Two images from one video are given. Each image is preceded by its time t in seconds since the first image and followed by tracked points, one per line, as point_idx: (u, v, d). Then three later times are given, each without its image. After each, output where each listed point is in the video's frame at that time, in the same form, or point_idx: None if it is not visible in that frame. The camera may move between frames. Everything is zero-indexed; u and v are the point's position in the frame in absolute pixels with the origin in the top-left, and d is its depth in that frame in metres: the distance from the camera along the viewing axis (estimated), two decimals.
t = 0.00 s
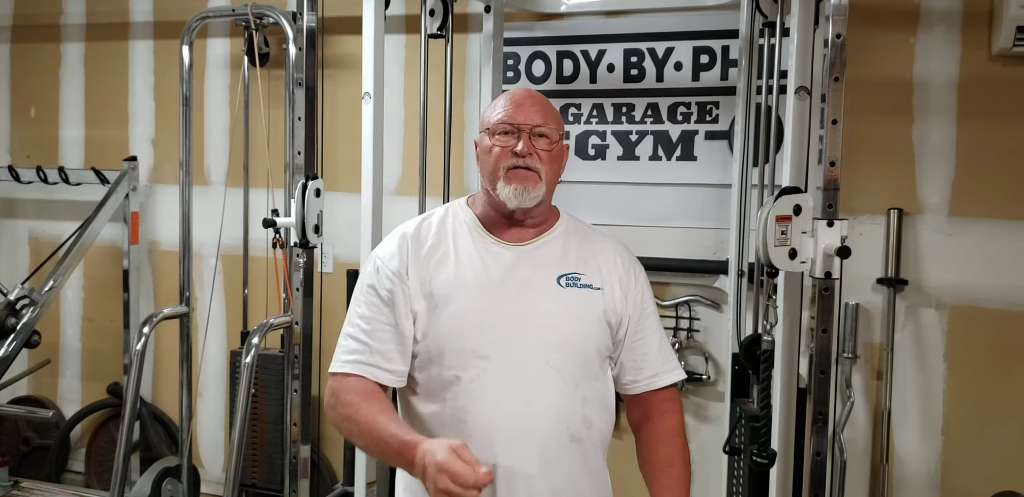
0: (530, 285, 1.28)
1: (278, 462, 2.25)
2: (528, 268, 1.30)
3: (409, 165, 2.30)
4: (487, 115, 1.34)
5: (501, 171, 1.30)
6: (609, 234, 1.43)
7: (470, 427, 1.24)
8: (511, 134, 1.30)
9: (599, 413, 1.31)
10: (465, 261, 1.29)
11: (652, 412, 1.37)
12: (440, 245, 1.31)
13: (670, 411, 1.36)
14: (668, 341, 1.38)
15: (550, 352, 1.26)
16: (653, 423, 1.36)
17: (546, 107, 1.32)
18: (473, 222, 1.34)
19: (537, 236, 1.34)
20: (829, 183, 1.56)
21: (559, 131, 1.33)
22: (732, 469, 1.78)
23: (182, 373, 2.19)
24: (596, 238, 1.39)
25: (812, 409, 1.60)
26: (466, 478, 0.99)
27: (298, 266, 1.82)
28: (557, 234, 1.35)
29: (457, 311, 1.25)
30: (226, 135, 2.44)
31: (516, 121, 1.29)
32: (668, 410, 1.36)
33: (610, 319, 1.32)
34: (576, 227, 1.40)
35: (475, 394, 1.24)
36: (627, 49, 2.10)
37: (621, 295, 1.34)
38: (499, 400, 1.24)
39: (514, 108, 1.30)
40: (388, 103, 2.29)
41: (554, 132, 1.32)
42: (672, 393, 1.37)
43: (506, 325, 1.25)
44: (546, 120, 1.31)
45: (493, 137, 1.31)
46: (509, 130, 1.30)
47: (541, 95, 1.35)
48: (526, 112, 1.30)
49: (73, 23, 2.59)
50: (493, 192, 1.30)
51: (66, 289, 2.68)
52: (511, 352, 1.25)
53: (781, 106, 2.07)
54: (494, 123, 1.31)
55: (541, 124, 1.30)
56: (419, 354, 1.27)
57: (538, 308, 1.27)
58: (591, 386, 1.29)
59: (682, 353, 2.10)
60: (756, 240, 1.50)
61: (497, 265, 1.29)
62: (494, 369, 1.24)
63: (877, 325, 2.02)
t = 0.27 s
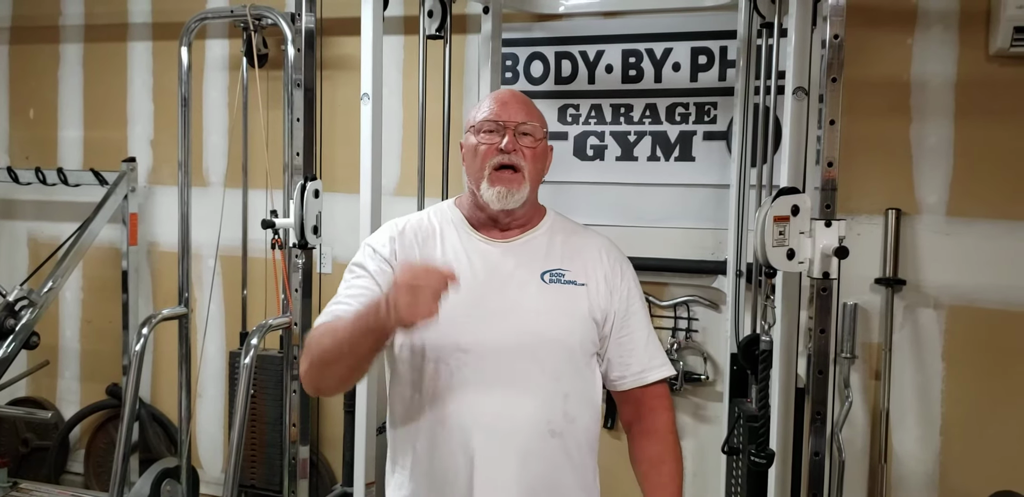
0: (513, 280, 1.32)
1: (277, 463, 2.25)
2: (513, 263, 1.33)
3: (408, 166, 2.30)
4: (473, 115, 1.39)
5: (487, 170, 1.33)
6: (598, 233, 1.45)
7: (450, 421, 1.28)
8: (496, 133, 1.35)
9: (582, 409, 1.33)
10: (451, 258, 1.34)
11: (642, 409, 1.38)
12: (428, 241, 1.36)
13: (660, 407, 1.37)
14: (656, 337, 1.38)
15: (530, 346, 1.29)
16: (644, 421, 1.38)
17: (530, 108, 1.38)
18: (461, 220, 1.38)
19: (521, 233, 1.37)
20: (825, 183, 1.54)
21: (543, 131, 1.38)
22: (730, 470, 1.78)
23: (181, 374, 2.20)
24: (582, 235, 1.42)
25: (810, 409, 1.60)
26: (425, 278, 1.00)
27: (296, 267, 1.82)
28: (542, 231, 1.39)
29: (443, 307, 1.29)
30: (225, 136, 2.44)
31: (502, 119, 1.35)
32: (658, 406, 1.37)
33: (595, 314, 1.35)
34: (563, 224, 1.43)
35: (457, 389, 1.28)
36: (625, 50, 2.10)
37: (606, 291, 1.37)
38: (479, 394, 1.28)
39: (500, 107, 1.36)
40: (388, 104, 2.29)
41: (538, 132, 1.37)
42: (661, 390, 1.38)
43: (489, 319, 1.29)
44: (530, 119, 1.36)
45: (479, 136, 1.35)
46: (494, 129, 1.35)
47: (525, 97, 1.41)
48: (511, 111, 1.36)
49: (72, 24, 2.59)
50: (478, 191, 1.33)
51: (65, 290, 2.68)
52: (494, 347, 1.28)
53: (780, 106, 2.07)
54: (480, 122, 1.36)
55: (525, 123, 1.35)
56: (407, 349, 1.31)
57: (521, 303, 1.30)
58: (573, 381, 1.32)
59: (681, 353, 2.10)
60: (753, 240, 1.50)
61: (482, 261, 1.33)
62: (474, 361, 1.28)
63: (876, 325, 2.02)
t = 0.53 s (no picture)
0: (502, 276, 1.33)
1: (276, 463, 2.25)
2: (501, 259, 1.34)
3: (406, 166, 2.30)
4: (456, 122, 1.33)
5: (472, 183, 1.30)
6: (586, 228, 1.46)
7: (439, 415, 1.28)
8: (481, 144, 1.30)
9: (572, 404, 1.33)
10: (440, 255, 1.35)
11: (629, 402, 1.39)
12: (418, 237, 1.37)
13: (646, 399, 1.38)
14: (644, 330, 1.40)
15: (519, 341, 1.30)
16: (632, 414, 1.38)
17: (515, 114, 1.32)
18: (449, 218, 1.38)
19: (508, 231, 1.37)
20: (825, 183, 1.56)
21: (528, 137, 1.33)
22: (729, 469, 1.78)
23: (180, 374, 2.20)
24: (569, 230, 1.43)
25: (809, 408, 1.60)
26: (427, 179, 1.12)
27: (295, 267, 1.82)
28: (529, 228, 1.39)
29: (430, 301, 1.30)
30: (223, 136, 2.44)
31: (485, 130, 1.29)
32: (645, 398, 1.38)
33: (583, 308, 1.36)
34: (551, 220, 1.44)
35: (447, 383, 1.28)
36: (623, 49, 2.10)
37: (594, 285, 1.38)
38: (468, 388, 1.28)
39: (483, 116, 1.30)
40: (386, 104, 2.29)
41: (523, 139, 1.33)
42: (648, 382, 1.39)
43: (478, 314, 1.30)
44: (515, 128, 1.31)
45: (463, 146, 1.31)
46: (478, 140, 1.30)
47: (510, 99, 1.35)
48: (495, 119, 1.30)
49: (70, 24, 2.59)
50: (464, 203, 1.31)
51: (64, 291, 2.68)
52: (481, 339, 1.29)
53: (778, 106, 2.07)
54: (463, 132, 1.31)
55: (510, 132, 1.30)
56: (398, 345, 1.32)
57: (510, 298, 1.31)
58: (563, 376, 1.32)
59: (679, 353, 2.11)
60: (752, 240, 1.50)
61: (471, 257, 1.34)
62: (463, 357, 1.28)
63: (874, 324, 2.02)
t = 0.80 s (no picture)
0: (493, 281, 1.32)
1: (275, 463, 2.25)
2: (491, 264, 1.34)
3: (405, 165, 2.29)
4: (437, 129, 1.33)
5: (458, 191, 1.31)
6: (577, 229, 1.46)
7: (434, 425, 1.28)
8: (463, 151, 1.31)
9: (565, 408, 1.34)
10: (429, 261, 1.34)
11: (618, 403, 1.39)
12: (406, 241, 1.37)
13: (635, 401, 1.38)
14: (634, 332, 1.40)
15: (511, 348, 1.29)
16: (620, 415, 1.39)
17: (496, 116, 1.32)
18: (438, 223, 1.38)
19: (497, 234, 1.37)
20: (823, 181, 1.54)
21: (511, 139, 1.33)
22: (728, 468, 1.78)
23: (178, 374, 2.20)
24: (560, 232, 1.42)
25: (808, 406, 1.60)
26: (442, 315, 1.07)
27: (294, 267, 1.82)
28: (519, 231, 1.38)
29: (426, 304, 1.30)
30: (221, 136, 2.44)
31: (466, 138, 1.29)
32: (634, 401, 1.39)
33: (574, 312, 1.35)
34: (541, 221, 1.43)
35: (442, 392, 1.28)
36: (621, 49, 2.10)
37: (585, 288, 1.37)
38: (462, 397, 1.28)
39: (463, 122, 1.30)
40: (384, 103, 2.29)
41: (506, 142, 1.32)
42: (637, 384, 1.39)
43: (471, 320, 1.29)
44: (497, 132, 1.31)
45: (446, 154, 1.31)
46: (460, 147, 1.30)
47: (490, 100, 1.34)
48: (476, 125, 1.30)
49: (67, 24, 2.58)
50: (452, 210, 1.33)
51: (62, 291, 2.68)
52: (473, 345, 1.29)
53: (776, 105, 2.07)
54: (445, 140, 1.31)
55: (492, 137, 1.30)
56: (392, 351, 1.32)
57: (502, 304, 1.31)
58: (556, 381, 1.33)
59: (678, 352, 2.11)
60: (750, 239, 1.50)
61: (461, 263, 1.33)
62: (456, 366, 1.28)
63: (873, 323, 2.02)
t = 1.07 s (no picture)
0: (482, 288, 1.32)
1: (275, 463, 2.25)
2: (478, 270, 1.33)
3: (403, 165, 2.29)
4: (416, 137, 1.34)
5: (440, 199, 1.31)
6: (567, 226, 1.45)
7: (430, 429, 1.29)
8: (442, 158, 1.31)
9: (559, 412, 1.34)
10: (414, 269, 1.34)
11: (612, 399, 1.40)
12: (387, 251, 1.37)
13: (628, 397, 1.39)
14: (627, 328, 1.39)
15: (502, 356, 1.30)
16: (612, 410, 1.40)
17: (474, 121, 1.32)
18: (422, 230, 1.38)
19: (483, 240, 1.36)
20: (821, 180, 1.54)
21: (490, 142, 1.33)
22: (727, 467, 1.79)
23: (177, 374, 2.20)
24: (549, 232, 1.41)
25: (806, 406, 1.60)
26: (324, 330, 1.10)
27: (292, 267, 1.82)
28: (506, 234, 1.37)
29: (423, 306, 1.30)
30: (220, 136, 2.44)
31: (444, 145, 1.30)
32: (627, 397, 1.39)
33: (564, 314, 1.35)
34: (529, 221, 1.42)
35: (438, 396, 1.29)
36: (620, 48, 2.10)
37: (575, 289, 1.36)
38: (457, 402, 1.28)
39: (440, 129, 1.31)
40: (383, 103, 2.29)
41: (486, 146, 1.33)
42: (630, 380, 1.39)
43: (462, 327, 1.30)
44: (475, 137, 1.31)
45: (426, 163, 1.32)
46: (439, 154, 1.31)
47: (467, 104, 1.34)
48: (453, 131, 1.31)
49: (66, 24, 2.59)
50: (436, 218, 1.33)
51: (61, 291, 2.68)
52: (463, 353, 1.29)
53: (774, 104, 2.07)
54: (424, 148, 1.32)
55: (470, 142, 1.31)
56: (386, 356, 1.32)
57: (491, 310, 1.31)
58: (548, 386, 1.33)
59: (676, 351, 2.11)
60: (748, 238, 1.50)
61: (448, 270, 1.33)
62: (449, 377, 1.28)
63: (871, 323, 2.02)
